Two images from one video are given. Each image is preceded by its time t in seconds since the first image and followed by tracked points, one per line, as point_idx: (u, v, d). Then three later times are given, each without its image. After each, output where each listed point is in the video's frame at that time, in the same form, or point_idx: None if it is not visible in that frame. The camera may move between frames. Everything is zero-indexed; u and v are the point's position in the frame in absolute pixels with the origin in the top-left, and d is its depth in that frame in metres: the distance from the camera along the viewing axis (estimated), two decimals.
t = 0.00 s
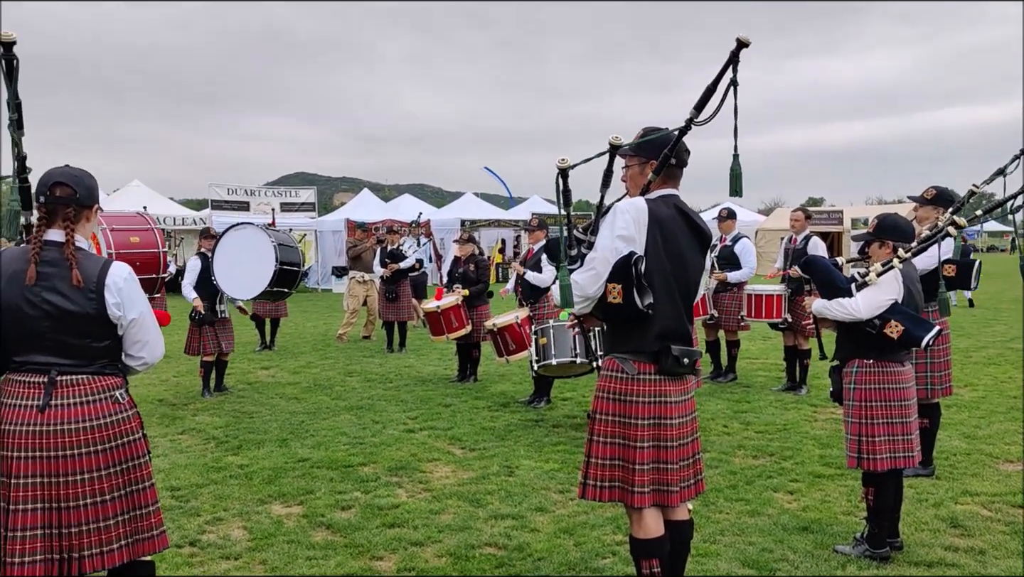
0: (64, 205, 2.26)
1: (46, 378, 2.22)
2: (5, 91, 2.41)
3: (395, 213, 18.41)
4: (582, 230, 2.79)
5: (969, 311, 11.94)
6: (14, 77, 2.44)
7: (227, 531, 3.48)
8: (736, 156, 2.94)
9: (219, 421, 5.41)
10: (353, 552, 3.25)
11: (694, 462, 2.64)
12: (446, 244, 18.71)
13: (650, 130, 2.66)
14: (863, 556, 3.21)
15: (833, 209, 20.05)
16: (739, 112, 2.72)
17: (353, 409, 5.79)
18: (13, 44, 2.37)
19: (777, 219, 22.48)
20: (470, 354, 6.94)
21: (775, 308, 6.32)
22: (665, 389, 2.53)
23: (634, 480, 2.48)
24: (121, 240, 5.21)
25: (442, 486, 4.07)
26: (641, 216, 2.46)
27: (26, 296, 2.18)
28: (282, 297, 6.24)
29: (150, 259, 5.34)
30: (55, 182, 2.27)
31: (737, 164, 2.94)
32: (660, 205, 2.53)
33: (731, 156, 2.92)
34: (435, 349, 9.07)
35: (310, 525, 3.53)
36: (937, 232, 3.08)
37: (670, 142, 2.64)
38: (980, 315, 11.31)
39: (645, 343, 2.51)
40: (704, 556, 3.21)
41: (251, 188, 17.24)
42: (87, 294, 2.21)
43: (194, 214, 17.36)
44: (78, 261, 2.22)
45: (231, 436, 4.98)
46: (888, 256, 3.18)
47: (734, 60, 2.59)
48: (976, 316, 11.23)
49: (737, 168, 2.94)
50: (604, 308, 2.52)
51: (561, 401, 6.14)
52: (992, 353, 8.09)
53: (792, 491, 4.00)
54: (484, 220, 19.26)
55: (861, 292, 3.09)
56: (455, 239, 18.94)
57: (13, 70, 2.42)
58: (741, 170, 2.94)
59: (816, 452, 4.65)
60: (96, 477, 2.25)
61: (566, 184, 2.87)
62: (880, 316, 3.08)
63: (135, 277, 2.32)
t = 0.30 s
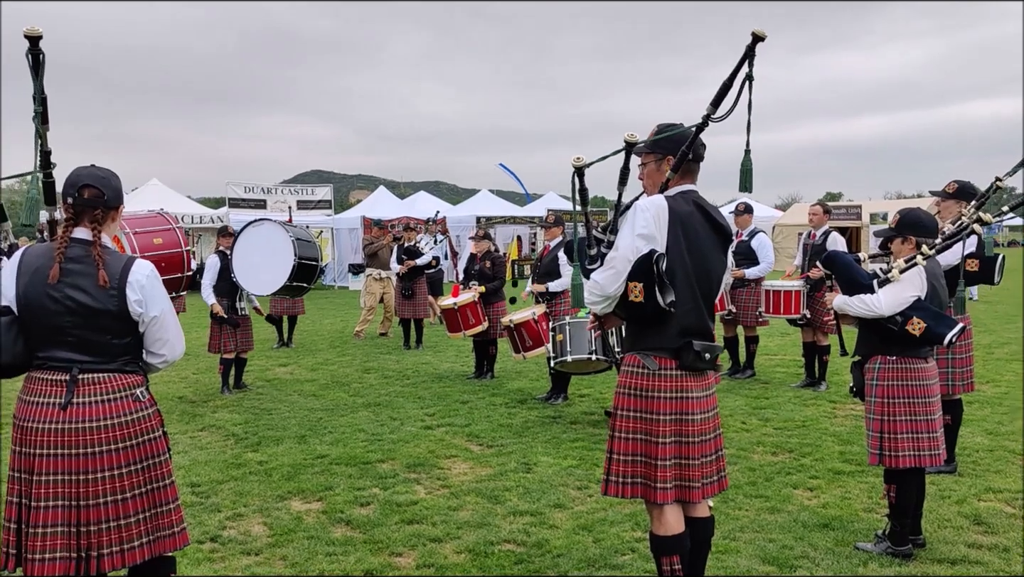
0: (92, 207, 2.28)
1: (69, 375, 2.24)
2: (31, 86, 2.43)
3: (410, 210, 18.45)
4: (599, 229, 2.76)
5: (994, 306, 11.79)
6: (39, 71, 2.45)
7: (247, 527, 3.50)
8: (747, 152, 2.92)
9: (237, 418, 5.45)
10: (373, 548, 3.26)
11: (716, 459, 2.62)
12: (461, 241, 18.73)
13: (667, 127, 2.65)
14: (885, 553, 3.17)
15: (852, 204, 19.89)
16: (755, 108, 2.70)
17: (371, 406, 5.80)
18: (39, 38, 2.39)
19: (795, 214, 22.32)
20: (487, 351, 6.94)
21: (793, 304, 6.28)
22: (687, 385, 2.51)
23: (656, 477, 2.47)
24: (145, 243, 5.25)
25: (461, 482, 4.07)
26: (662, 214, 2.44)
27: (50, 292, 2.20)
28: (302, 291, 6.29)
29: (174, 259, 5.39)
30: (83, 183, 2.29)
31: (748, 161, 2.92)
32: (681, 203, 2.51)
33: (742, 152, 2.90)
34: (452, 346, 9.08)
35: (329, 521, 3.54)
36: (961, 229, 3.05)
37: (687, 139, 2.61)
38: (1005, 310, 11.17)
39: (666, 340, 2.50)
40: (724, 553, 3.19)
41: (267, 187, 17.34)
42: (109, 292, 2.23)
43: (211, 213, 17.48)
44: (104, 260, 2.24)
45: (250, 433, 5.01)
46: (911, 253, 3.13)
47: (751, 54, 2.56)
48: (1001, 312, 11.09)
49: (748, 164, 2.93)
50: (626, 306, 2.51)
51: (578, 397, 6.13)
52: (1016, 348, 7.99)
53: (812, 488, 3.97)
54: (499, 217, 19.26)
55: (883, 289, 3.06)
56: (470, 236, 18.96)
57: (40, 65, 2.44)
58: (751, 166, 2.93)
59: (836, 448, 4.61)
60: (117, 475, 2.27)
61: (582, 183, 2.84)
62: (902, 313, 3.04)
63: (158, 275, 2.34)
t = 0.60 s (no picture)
0: (112, 205, 2.29)
1: (89, 374, 2.26)
2: (55, 86, 2.45)
3: (424, 207, 18.49)
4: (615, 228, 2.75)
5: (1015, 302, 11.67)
6: (64, 71, 2.47)
7: (266, 524, 3.52)
8: (768, 157, 2.90)
9: (255, 415, 5.48)
10: (390, 545, 3.27)
11: (734, 455, 2.60)
12: (476, 238, 18.76)
13: (682, 125, 2.62)
14: (905, 551, 3.15)
15: (868, 200, 19.74)
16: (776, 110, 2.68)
17: (387, 403, 5.83)
18: (64, 39, 2.41)
19: (811, 210, 22.17)
20: (503, 348, 6.94)
21: (810, 300, 6.22)
22: (705, 381, 2.49)
23: (675, 474, 2.46)
24: (157, 240, 5.28)
25: (477, 479, 4.08)
26: (679, 215, 2.42)
27: (71, 291, 2.22)
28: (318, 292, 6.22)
29: (186, 257, 5.40)
30: (104, 182, 2.31)
31: (770, 165, 2.90)
32: (698, 203, 2.49)
33: (764, 156, 2.88)
34: (467, 343, 9.10)
35: (347, 518, 3.56)
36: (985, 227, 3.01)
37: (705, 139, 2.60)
38: None
39: (683, 339, 2.49)
40: (741, 551, 3.18)
41: (282, 184, 17.43)
42: (130, 291, 2.25)
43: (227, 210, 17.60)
44: (126, 258, 2.26)
45: (267, 429, 5.05)
46: (934, 248, 3.11)
47: (773, 57, 2.55)
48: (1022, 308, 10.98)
49: (770, 169, 2.91)
50: (638, 305, 2.50)
51: (593, 394, 6.13)
52: None
53: (829, 485, 3.95)
54: (512, 213, 19.24)
55: (904, 286, 3.02)
56: (485, 233, 18.98)
57: (64, 65, 2.46)
58: (773, 170, 2.91)
59: (854, 445, 4.58)
60: (137, 472, 2.29)
61: (598, 181, 2.87)
62: (924, 311, 3.01)
63: (178, 273, 2.35)
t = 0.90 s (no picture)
0: (132, 203, 2.31)
1: (113, 373, 2.28)
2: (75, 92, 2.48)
3: (441, 205, 18.52)
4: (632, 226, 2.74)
5: None
6: (83, 77, 2.50)
7: (285, 522, 3.54)
8: (798, 155, 2.87)
9: (274, 413, 5.53)
10: (409, 543, 3.28)
11: (753, 454, 2.58)
12: (494, 236, 18.76)
13: (699, 122, 2.60)
14: (927, 550, 3.11)
15: (889, 195, 19.52)
16: (796, 108, 2.65)
17: (405, 401, 5.85)
18: (83, 46, 2.43)
19: (831, 206, 21.95)
20: (520, 346, 6.93)
21: (831, 297, 6.18)
22: (724, 380, 2.47)
23: (694, 472, 2.44)
24: (175, 240, 5.35)
25: (495, 477, 4.09)
26: (697, 214, 2.40)
27: (94, 292, 2.24)
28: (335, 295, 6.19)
29: (203, 258, 5.41)
30: (123, 181, 2.33)
31: (800, 163, 2.87)
32: (717, 202, 2.46)
33: (793, 154, 2.85)
34: (485, 341, 9.10)
35: (365, 516, 3.58)
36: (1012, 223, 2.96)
37: (723, 137, 2.58)
38: None
39: (701, 338, 2.48)
40: (761, 550, 3.16)
41: (300, 183, 17.53)
42: (152, 291, 2.27)
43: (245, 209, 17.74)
44: (146, 258, 2.28)
45: (286, 428, 5.08)
46: (958, 244, 3.07)
47: (791, 54, 2.52)
48: None
49: (800, 166, 2.88)
50: (655, 305, 2.49)
51: (611, 392, 6.11)
52: None
53: (851, 484, 3.91)
54: (529, 211, 19.23)
55: (927, 283, 2.98)
56: (502, 231, 18.99)
57: (84, 71, 2.48)
58: (805, 169, 2.87)
59: (876, 444, 4.53)
60: (161, 469, 2.31)
61: (614, 182, 2.87)
62: (948, 308, 2.98)
63: (198, 273, 2.37)
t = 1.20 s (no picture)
0: (157, 201, 2.34)
1: (141, 369, 2.32)
2: (102, 95, 2.52)
3: (462, 202, 18.55)
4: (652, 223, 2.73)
5: None
6: (110, 80, 2.54)
7: (308, 518, 3.58)
8: (815, 151, 2.85)
9: (297, 410, 5.58)
10: (431, 539, 3.30)
11: (776, 452, 2.56)
12: (515, 233, 18.77)
13: (720, 118, 2.59)
14: (955, 549, 3.07)
15: (916, 190, 19.23)
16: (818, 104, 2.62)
17: (427, 398, 5.88)
18: (109, 49, 2.47)
19: (856, 200, 21.67)
20: (541, 343, 6.94)
21: (856, 292, 6.17)
22: (746, 376, 2.46)
23: (716, 470, 2.43)
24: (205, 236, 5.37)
25: (517, 474, 4.09)
26: (717, 212, 2.38)
27: (122, 291, 2.28)
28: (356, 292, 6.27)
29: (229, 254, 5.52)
30: (148, 180, 2.36)
31: (816, 160, 2.85)
32: (738, 199, 2.44)
33: (811, 151, 2.83)
34: (506, 338, 9.11)
35: (388, 513, 3.60)
36: None
37: (744, 133, 2.56)
38: None
39: (722, 336, 2.46)
40: (785, 548, 3.13)
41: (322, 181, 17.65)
42: (179, 289, 2.30)
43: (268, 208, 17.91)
44: (171, 256, 2.31)
45: (309, 425, 5.13)
46: (987, 238, 3.02)
47: (813, 49, 2.49)
48: None
49: (817, 164, 2.85)
50: (676, 302, 2.47)
51: (633, 389, 6.10)
52: None
53: (876, 482, 3.86)
54: (550, 207, 19.22)
55: (956, 277, 2.94)
56: (523, 228, 19.00)
57: (111, 74, 2.53)
58: (821, 167, 2.85)
59: (901, 442, 4.47)
60: (188, 465, 2.34)
61: (633, 181, 2.86)
62: (977, 302, 2.94)
63: (223, 272, 2.40)
